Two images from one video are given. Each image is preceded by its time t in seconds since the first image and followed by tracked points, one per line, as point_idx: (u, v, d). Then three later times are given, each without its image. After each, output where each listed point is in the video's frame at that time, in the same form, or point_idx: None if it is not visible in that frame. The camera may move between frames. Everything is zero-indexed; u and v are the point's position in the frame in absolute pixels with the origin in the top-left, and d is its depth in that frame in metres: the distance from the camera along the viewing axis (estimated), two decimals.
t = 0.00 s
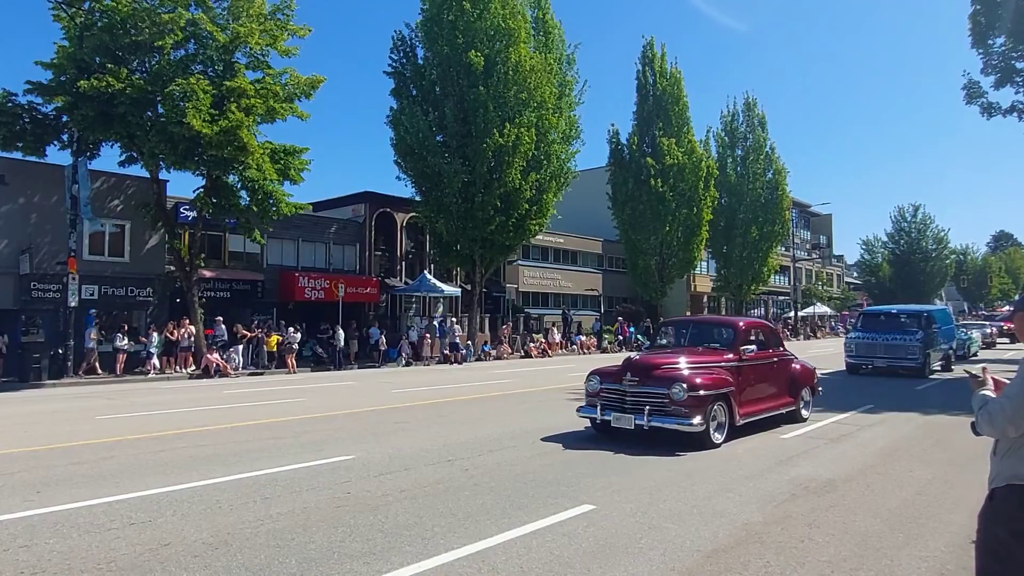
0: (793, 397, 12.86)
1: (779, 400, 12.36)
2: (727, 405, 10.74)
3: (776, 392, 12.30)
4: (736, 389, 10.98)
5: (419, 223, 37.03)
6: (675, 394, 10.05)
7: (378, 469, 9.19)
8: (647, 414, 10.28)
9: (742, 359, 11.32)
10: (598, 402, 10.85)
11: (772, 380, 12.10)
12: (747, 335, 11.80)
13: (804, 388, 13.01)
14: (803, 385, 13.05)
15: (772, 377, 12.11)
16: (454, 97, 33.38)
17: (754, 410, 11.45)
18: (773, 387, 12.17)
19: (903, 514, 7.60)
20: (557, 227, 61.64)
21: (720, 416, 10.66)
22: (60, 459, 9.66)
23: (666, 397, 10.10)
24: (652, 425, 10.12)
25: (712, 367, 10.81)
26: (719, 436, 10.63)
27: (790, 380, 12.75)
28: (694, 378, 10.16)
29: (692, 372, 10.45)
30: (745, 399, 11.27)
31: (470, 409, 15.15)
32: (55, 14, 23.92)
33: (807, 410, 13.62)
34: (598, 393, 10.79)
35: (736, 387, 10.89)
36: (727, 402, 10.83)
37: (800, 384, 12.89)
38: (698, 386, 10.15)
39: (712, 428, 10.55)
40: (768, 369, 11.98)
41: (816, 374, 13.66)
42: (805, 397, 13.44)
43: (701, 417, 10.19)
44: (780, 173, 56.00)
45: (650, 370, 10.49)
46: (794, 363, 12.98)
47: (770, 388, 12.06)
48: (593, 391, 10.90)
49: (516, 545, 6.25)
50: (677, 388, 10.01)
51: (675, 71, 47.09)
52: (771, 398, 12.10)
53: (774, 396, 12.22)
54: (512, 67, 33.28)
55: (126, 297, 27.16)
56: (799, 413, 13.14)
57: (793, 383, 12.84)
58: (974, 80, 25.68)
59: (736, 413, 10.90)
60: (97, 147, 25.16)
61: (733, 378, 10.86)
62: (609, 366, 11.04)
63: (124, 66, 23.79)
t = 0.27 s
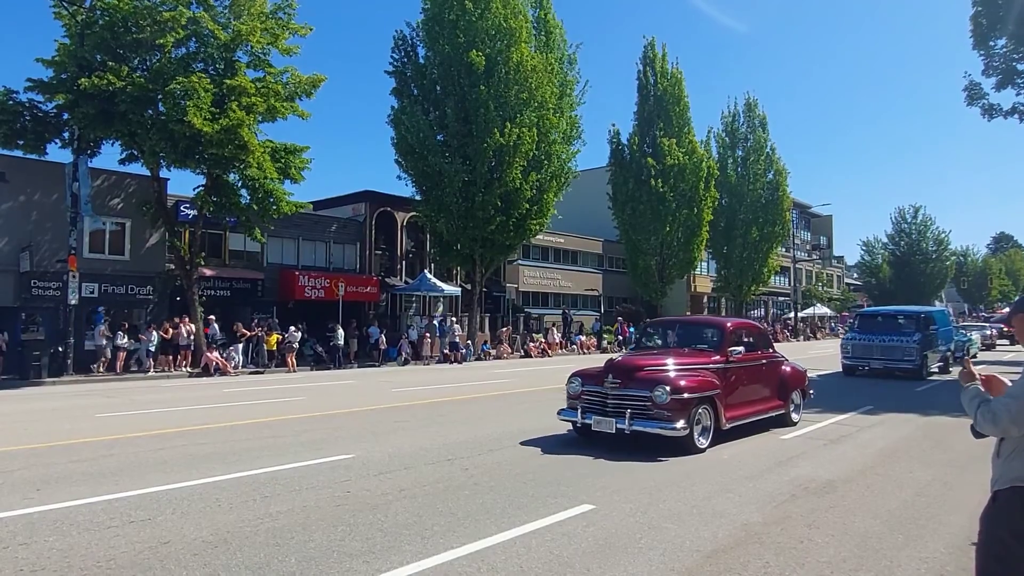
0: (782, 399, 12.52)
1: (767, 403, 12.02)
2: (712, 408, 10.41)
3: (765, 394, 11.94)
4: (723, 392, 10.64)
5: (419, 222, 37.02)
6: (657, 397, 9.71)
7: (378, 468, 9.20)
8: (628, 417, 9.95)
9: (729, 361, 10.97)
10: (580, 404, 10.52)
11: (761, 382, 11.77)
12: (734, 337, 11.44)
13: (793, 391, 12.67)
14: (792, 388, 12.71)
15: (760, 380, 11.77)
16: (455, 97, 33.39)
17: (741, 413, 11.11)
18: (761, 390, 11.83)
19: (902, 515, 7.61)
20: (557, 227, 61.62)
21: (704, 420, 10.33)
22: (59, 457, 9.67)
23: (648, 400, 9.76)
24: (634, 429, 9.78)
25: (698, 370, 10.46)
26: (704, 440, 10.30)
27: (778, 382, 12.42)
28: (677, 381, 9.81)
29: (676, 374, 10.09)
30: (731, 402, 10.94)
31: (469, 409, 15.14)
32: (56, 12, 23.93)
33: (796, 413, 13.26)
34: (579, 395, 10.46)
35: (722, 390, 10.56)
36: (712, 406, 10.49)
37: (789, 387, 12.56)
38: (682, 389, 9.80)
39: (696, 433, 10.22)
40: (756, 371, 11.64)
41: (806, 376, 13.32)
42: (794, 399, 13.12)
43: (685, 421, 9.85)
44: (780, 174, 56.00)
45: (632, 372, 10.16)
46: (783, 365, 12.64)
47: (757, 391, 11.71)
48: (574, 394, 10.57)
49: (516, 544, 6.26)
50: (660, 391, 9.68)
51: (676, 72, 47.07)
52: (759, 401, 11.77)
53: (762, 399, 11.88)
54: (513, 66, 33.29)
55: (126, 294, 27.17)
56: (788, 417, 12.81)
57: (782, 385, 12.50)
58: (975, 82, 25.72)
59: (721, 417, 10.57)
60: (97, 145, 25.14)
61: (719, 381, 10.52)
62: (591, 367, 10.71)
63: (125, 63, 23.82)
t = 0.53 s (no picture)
0: (770, 403, 12.19)
1: (755, 406, 11.70)
2: (696, 412, 10.10)
3: (752, 398, 11.65)
4: (707, 395, 10.33)
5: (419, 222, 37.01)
6: (638, 400, 9.42)
7: (377, 467, 9.20)
8: (608, 421, 9.66)
9: (714, 363, 10.65)
10: (559, 408, 10.22)
11: (748, 385, 11.47)
12: (719, 338, 11.12)
13: (782, 393, 12.34)
14: (781, 390, 12.39)
15: (747, 382, 11.46)
16: (456, 96, 33.39)
17: (727, 417, 10.81)
18: (748, 393, 11.52)
19: (901, 516, 7.62)
20: (557, 227, 61.61)
21: (687, 424, 10.02)
22: (58, 454, 9.66)
23: (629, 403, 9.47)
24: (613, 433, 9.49)
25: (681, 372, 10.15)
26: (686, 446, 9.99)
27: (766, 384, 12.09)
28: (659, 384, 9.52)
29: (657, 377, 9.78)
30: (716, 406, 10.63)
31: (468, 408, 15.13)
32: (57, 9, 23.93)
33: (786, 418, 12.95)
34: (558, 398, 10.17)
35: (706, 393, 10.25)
36: (696, 410, 10.19)
37: (778, 390, 12.26)
38: (664, 392, 9.50)
39: (678, 438, 9.91)
40: (742, 374, 11.32)
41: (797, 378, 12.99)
42: (784, 402, 12.81)
43: (667, 426, 9.55)
44: (781, 175, 56.01)
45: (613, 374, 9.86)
46: (772, 367, 12.31)
47: (744, 394, 11.40)
48: (553, 396, 10.28)
49: (514, 544, 6.27)
50: (640, 395, 9.37)
51: (677, 72, 47.05)
52: (746, 405, 11.45)
53: (749, 403, 11.56)
54: (515, 66, 33.29)
55: (126, 292, 27.18)
56: (777, 422, 12.50)
57: (770, 387, 12.17)
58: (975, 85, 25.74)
59: (706, 421, 10.26)
60: (98, 143, 25.15)
61: (702, 383, 10.22)
62: (571, 369, 10.42)
63: (126, 61, 23.84)
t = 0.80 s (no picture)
0: (757, 405, 11.81)
1: (740, 409, 11.29)
2: (678, 416, 9.68)
3: (738, 401, 11.25)
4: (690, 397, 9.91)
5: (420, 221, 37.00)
6: (617, 403, 9.00)
7: (376, 465, 9.20)
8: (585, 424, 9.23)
9: (697, 364, 10.25)
10: (535, 410, 9.79)
11: (734, 387, 11.08)
12: (704, 338, 10.71)
13: (768, 396, 11.95)
14: (768, 393, 11.99)
15: (733, 384, 11.06)
16: (457, 95, 33.39)
17: (710, 421, 10.39)
18: (733, 396, 11.11)
19: (901, 516, 7.62)
20: (558, 226, 61.59)
21: (668, 428, 9.60)
22: (58, 451, 9.66)
23: (607, 405, 9.05)
24: (590, 437, 9.07)
25: (663, 374, 9.74)
26: (667, 451, 9.57)
27: (753, 386, 11.69)
28: (639, 386, 9.10)
29: (638, 378, 9.37)
30: (699, 409, 10.21)
31: (467, 407, 15.11)
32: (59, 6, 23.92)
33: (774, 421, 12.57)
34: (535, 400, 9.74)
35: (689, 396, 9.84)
36: (678, 413, 9.76)
37: (765, 392, 11.88)
38: (644, 395, 9.08)
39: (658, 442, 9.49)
40: (727, 375, 10.92)
41: (784, 381, 12.61)
42: (772, 405, 12.43)
43: (646, 430, 9.13)
44: (782, 176, 55.97)
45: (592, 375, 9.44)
46: (758, 368, 11.90)
47: (729, 396, 10.99)
48: (530, 398, 9.85)
49: (514, 543, 6.26)
50: (618, 397, 8.97)
51: (678, 72, 46.98)
52: (731, 408, 11.06)
53: (734, 406, 11.15)
54: (516, 65, 33.28)
55: (127, 290, 27.20)
56: (764, 425, 12.12)
57: (757, 389, 11.78)
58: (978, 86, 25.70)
59: (687, 425, 9.83)
60: (99, 141, 25.15)
61: (685, 385, 9.79)
62: (549, 369, 10.00)
63: (128, 59, 23.82)
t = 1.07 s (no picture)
0: (746, 407, 11.38)
1: (727, 411, 10.85)
2: (660, 418, 9.26)
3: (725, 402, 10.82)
4: (673, 400, 9.48)
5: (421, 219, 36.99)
6: (594, 405, 8.58)
7: (376, 463, 9.19)
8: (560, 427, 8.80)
9: (681, 365, 9.80)
10: (511, 412, 9.36)
11: (721, 388, 10.66)
12: (690, 338, 10.26)
13: (757, 397, 11.51)
14: (757, 394, 11.55)
15: (718, 385, 10.63)
16: (459, 93, 33.38)
17: (694, 424, 9.95)
18: (719, 397, 10.67)
19: (901, 516, 7.61)
20: (559, 225, 61.58)
21: (649, 431, 9.17)
22: (58, 448, 9.66)
23: (584, 407, 8.63)
24: (566, 441, 8.65)
25: (645, 375, 9.30)
26: (647, 456, 9.14)
27: (740, 387, 11.25)
28: (618, 387, 8.67)
29: (617, 379, 8.93)
30: (683, 412, 9.78)
31: (467, 406, 15.09)
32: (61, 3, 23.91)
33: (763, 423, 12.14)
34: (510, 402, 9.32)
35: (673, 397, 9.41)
36: (660, 416, 9.32)
37: (754, 393, 11.46)
38: (624, 397, 8.65)
39: (638, 446, 9.06)
40: (713, 376, 10.48)
41: (774, 382, 12.17)
42: (762, 406, 12.01)
43: (625, 434, 8.70)
44: (783, 175, 55.91)
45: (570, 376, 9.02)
46: (746, 369, 11.46)
47: (715, 398, 10.55)
48: (505, 400, 9.43)
49: (514, 541, 6.26)
50: (596, 399, 8.55)
51: (680, 71, 46.90)
52: (718, 409, 10.63)
53: (720, 407, 10.72)
54: (518, 64, 33.27)
55: (128, 288, 27.23)
56: (753, 427, 11.69)
57: (745, 390, 11.34)
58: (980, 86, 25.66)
59: (669, 428, 9.39)
60: (100, 138, 25.15)
61: (668, 387, 9.36)
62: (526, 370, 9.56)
63: (129, 56, 23.82)
